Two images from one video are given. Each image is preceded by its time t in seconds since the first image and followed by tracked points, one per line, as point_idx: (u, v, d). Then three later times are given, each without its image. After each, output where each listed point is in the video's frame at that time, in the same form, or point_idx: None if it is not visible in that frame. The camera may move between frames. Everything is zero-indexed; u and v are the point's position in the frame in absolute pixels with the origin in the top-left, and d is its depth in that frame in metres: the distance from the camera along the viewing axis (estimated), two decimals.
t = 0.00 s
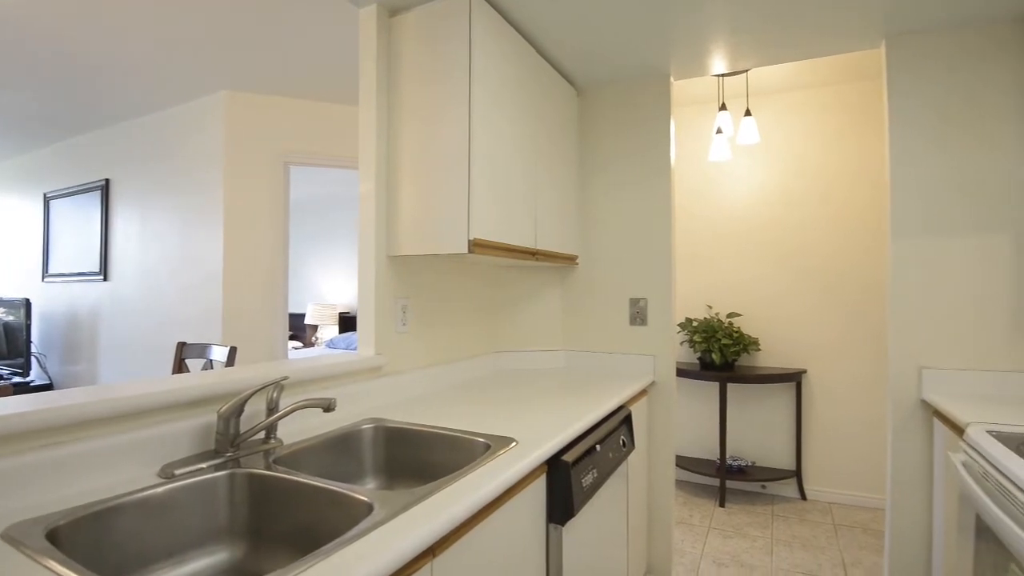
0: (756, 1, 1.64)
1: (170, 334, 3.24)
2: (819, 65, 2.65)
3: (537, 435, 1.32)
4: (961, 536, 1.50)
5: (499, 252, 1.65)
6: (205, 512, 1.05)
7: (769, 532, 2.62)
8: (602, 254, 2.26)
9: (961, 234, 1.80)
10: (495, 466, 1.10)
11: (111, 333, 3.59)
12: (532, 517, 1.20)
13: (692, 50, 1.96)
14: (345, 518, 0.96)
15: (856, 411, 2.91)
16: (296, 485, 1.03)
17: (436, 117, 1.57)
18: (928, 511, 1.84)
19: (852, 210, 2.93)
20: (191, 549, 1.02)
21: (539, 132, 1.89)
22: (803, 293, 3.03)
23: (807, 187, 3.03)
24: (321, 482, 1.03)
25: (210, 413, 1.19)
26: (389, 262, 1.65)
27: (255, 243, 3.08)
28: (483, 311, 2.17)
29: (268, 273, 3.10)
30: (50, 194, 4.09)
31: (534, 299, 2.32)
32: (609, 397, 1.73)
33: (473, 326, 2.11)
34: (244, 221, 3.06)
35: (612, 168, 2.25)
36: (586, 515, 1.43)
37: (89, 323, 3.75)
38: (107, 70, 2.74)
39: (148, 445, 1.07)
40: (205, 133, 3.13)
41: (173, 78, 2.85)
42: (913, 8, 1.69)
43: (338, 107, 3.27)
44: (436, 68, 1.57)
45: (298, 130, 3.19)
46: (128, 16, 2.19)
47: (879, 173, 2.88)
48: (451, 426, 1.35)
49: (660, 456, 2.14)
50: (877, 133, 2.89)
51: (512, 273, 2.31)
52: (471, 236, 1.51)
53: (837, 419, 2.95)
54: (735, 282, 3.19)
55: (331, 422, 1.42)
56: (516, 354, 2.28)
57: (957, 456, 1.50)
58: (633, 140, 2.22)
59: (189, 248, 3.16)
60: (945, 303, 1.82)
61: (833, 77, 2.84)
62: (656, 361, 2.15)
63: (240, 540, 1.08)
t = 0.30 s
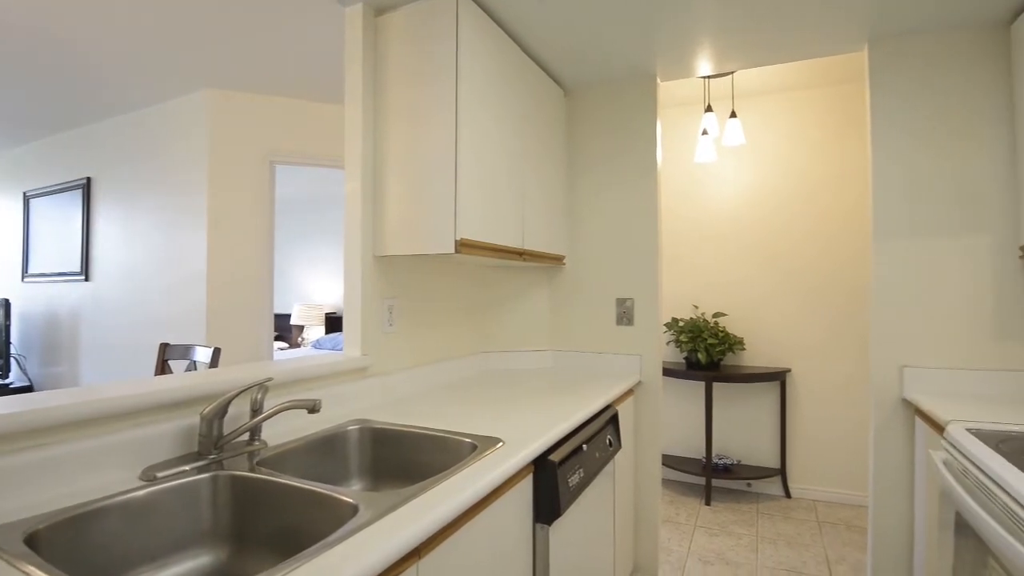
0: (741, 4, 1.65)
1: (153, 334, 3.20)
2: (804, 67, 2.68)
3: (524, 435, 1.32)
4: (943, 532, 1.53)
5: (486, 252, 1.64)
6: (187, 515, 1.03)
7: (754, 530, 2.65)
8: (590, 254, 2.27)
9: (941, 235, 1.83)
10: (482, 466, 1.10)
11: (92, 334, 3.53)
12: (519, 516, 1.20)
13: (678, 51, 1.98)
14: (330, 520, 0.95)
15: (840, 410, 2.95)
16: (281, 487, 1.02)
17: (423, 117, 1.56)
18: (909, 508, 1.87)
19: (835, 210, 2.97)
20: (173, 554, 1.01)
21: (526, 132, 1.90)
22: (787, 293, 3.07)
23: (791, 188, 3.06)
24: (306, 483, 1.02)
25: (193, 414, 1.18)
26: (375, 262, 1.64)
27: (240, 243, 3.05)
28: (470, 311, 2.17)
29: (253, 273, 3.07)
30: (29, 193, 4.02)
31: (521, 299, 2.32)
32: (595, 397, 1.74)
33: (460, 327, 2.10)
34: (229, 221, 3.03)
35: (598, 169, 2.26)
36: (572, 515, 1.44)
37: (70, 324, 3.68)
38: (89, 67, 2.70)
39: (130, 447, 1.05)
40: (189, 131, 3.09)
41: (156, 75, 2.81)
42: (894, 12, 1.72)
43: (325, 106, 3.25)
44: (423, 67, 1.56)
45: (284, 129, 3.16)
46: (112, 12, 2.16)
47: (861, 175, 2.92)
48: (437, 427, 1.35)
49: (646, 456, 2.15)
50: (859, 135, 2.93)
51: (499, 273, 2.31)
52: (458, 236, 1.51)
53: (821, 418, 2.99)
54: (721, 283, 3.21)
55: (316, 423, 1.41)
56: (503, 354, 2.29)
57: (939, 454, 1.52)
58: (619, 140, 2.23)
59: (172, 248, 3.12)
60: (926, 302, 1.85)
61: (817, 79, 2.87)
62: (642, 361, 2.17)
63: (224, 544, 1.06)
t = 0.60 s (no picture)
0: (727, 6, 1.67)
1: (136, 335, 3.16)
2: (789, 70, 2.71)
3: (511, 435, 1.32)
4: (924, 529, 1.55)
5: (473, 252, 1.64)
6: (170, 518, 1.02)
7: (740, 528, 2.67)
8: (577, 254, 2.27)
9: (922, 236, 1.86)
10: (469, 466, 1.10)
11: (74, 335, 3.48)
12: (506, 516, 1.20)
13: (664, 53, 1.99)
14: (316, 521, 0.95)
15: (824, 409, 2.98)
16: (266, 488, 1.01)
17: (410, 116, 1.56)
18: (892, 505, 1.89)
19: (819, 211, 3.01)
20: (156, 557, 1.00)
21: (514, 132, 1.90)
22: (773, 293, 3.10)
23: (776, 189, 3.10)
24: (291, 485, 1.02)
25: (177, 416, 1.17)
26: (362, 262, 1.64)
27: (225, 242, 3.02)
28: (458, 311, 2.17)
29: (238, 273, 3.04)
30: (9, 192, 3.95)
31: (509, 299, 2.32)
32: (582, 396, 1.74)
33: (447, 326, 2.10)
34: (214, 220, 3.00)
35: (586, 169, 2.27)
36: (560, 514, 1.44)
37: (51, 325, 3.62)
38: (70, 64, 2.65)
39: (112, 449, 1.04)
40: (173, 129, 3.05)
41: (139, 73, 2.77)
42: (876, 16, 1.75)
43: (311, 104, 3.23)
44: (410, 67, 1.56)
45: (270, 128, 3.13)
46: (95, 9, 2.13)
47: (845, 176, 2.96)
48: (424, 427, 1.35)
49: (633, 455, 2.16)
50: (843, 137, 2.96)
51: (487, 273, 2.31)
52: (445, 237, 1.51)
53: (805, 417, 3.02)
54: (707, 283, 3.24)
55: (301, 424, 1.40)
56: (490, 355, 2.29)
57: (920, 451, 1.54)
58: (606, 141, 2.24)
59: (156, 248, 3.08)
60: (908, 302, 1.88)
61: (802, 81, 2.91)
62: (630, 361, 2.18)
63: (208, 547, 1.05)
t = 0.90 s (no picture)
0: (716, 8, 1.68)
1: (120, 336, 3.12)
2: (775, 72, 2.74)
3: (500, 435, 1.32)
4: (907, 525, 1.58)
5: (462, 252, 1.64)
6: (155, 520, 1.01)
7: (728, 526, 2.69)
8: (566, 254, 2.28)
9: (906, 237, 1.89)
10: (458, 466, 1.10)
11: (57, 335, 3.43)
12: (495, 516, 1.20)
13: (653, 55, 2.00)
14: (303, 523, 0.94)
15: (810, 407, 3.02)
16: (252, 490, 1.00)
17: (399, 115, 1.55)
18: (876, 503, 1.92)
19: (805, 212, 3.04)
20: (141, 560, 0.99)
21: (503, 132, 1.90)
22: (760, 293, 3.13)
23: (763, 190, 3.13)
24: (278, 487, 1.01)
25: (161, 417, 1.15)
26: (350, 262, 1.63)
27: (211, 242, 2.99)
28: (446, 311, 2.17)
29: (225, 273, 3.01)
30: None
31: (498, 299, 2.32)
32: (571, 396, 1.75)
33: (436, 327, 2.10)
34: (200, 219, 2.97)
35: (574, 170, 2.28)
36: (548, 514, 1.45)
37: (34, 325, 3.57)
38: (53, 61, 2.62)
39: (96, 451, 1.02)
40: (158, 128, 3.02)
41: (124, 70, 2.74)
42: (861, 18, 1.77)
43: (299, 103, 3.21)
44: (399, 66, 1.56)
45: (257, 126, 3.11)
46: (80, 6, 2.10)
47: (831, 177, 2.99)
48: (412, 428, 1.34)
49: (621, 454, 2.17)
50: (829, 139, 3.00)
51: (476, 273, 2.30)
52: (434, 237, 1.50)
53: (792, 415, 3.05)
54: (695, 283, 3.26)
55: (288, 425, 1.39)
56: (479, 355, 2.29)
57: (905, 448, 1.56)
58: (595, 142, 2.25)
59: (141, 247, 3.04)
60: (891, 302, 1.90)
61: (788, 84, 2.94)
62: (618, 361, 2.19)
63: (194, 550, 1.04)
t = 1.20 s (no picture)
0: (704, 9, 1.69)
1: (105, 337, 3.08)
2: (763, 74, 2.76)
3: (489, 435, 1.33)
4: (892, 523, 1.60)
5: (451, 252, 1.64)
6: (140, 524, 1.00)
7: (716, 525, 2.71)
8: (556, 254, 2.28)
9: (890, 237, 1.91)
10: (447, 466, 1.10)
11: (40, 336, 3.38)
12: (484, 516, 1.20)
13: (641, 56, 2.02)
14: (290, 525, 0.93)
15: (797, 406, 3.04)
16: (239, 492, 0.99)
17: (388, 115, 1.55)
18: (861, 500, 1.94)
19: (792, 213, 3.07)
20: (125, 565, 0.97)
21: (492, 132, 1.90)
22: (748, 293, 3.15)
23: (751, 191, 3.15)
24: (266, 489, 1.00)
25: (146, 419, 1.14)
26: (338, 262, 1.62)
27: (199, 242, 2.97)
28: (436, 311, 2.16)
29: (212, 273, 2.99)
30: None
31: (487, 299, 2.32)
32: (560, 396, 1.75)
33: (425, 327, 2.09)
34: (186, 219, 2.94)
35: (564, 170, 2.28)
36: (537, 514, 1.45)
37: (17, 326, 3.52)
38: (35, 58, 2.58)
39: (78, 454, 1.01)
40: (143, 126, 2.98)
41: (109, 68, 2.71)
42: (845, 21, 1.79)
43: (287, 102, 3.18)
44: (387, 66, 1.55)
45: (245, 125, 3.09)
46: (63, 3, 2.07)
47: (817, 178, 3.02)
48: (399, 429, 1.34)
49: (610, 455, 2.18)
50: (816, 140, 3.03)
51: (465, 274, 2.30)
52: (423, 237, 1.50)
53: (779, 414, 3.08)
54: (686, 282, 3.28)
55: (275, 427, 1.38)
56: (470, 355, 2.29)
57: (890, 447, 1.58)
58: (584, 142, 2.25)
59: (126, 247, 3.01)
60: (876, 302, 1.93)
61: (775, 85, 2.96)
62: (607, 361, 2.19)
63: (179, 554, 1.03)
